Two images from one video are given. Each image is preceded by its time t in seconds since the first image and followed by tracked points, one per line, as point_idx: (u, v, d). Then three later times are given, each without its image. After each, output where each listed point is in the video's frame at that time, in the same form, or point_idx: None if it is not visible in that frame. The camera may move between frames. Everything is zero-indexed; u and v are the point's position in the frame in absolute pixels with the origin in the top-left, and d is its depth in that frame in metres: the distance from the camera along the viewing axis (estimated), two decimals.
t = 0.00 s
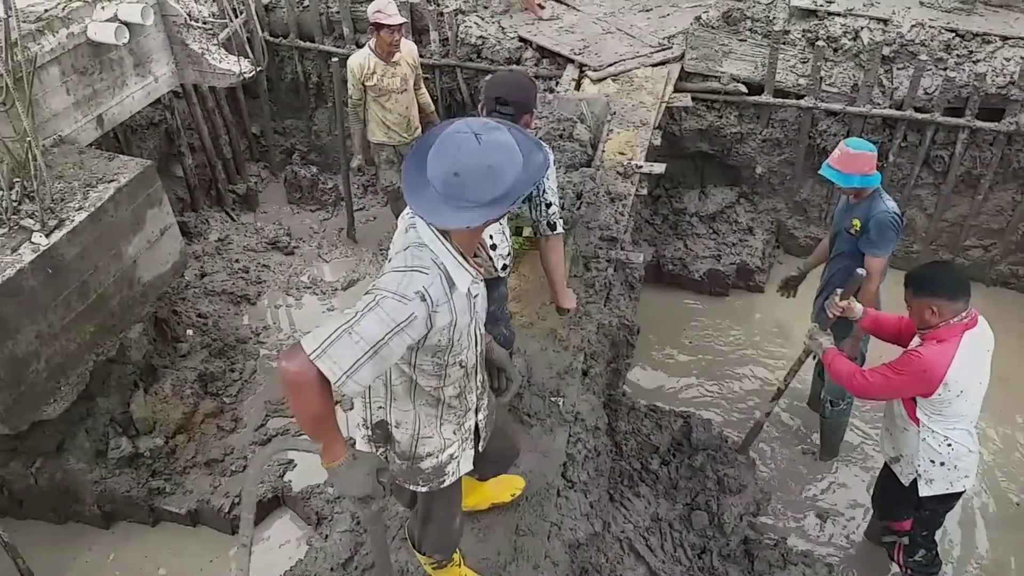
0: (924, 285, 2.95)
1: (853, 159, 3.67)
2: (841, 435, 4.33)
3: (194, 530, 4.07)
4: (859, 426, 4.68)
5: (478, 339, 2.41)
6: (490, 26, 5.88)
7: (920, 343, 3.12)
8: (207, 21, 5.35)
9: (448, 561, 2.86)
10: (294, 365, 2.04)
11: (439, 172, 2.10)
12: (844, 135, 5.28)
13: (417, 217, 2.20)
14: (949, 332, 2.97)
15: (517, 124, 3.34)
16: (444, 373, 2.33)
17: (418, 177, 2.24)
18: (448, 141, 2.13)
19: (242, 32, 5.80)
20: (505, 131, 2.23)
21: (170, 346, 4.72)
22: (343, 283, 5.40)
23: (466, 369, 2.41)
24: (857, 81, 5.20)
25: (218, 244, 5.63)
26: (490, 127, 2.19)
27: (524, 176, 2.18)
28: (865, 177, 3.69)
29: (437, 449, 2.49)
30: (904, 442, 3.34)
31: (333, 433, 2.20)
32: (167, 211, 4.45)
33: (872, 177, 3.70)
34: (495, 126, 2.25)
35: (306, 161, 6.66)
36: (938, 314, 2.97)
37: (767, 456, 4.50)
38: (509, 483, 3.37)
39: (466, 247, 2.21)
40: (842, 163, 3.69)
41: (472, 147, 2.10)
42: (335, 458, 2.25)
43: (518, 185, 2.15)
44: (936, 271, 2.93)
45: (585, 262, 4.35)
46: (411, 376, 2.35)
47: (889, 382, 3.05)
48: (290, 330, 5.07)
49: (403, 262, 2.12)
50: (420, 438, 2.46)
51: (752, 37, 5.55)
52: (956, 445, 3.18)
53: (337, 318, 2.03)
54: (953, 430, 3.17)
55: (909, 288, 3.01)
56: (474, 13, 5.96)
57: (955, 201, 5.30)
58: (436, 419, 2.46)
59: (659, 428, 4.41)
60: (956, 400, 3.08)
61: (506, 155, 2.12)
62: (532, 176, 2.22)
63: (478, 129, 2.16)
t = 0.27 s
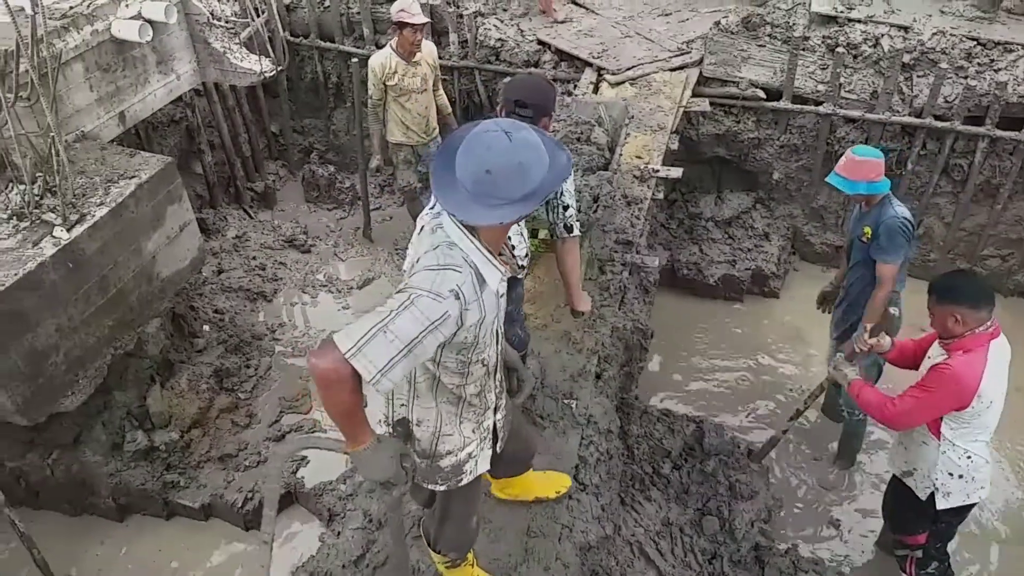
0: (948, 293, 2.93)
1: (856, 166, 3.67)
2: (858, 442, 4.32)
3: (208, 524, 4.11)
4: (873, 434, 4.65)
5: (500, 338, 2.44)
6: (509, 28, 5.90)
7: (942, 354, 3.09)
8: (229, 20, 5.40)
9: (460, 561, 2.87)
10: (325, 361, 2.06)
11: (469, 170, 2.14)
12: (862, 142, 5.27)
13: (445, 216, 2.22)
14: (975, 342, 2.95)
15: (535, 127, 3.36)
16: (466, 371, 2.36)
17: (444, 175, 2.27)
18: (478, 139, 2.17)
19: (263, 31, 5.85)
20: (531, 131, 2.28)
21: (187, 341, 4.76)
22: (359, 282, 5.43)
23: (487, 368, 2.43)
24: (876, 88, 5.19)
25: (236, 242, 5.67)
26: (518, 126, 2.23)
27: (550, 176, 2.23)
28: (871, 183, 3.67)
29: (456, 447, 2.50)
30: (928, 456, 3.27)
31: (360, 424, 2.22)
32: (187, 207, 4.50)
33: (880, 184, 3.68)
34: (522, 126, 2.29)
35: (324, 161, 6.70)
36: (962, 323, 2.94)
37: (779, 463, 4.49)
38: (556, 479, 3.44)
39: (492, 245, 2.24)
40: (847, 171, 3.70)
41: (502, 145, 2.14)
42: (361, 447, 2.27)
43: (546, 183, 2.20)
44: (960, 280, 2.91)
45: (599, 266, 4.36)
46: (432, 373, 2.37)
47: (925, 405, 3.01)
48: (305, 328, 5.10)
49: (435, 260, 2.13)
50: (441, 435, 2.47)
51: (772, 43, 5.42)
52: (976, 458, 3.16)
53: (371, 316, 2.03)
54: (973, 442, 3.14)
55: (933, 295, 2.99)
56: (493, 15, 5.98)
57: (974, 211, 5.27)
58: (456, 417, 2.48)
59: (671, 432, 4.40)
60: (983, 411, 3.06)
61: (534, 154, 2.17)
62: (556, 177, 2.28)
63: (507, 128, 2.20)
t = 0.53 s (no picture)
0: (975, 305, 2.83)
1: (874, 178, 3.61)
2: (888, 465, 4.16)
3: (226, 517, 4.10)
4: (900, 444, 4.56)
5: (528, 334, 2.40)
6: (536, 25, 5.85)
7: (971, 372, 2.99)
8: (255, 13, 5.39)
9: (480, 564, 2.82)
10: (360, 352, 2.00)
11: (508, 161, 2.10)
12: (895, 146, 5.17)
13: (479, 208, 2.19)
14: (1006, 358, 2.85)
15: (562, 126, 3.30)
16: (494, 366, 2.32)
17: (480, 166, 2.24)
18: (517, 130, 2.13)
19: (290, 24, 5.83)
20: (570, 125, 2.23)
21: (207, 334, 4.76)
22: (380, 278, 5.41)
23: (513, 364, 2.39)
24: (910, 91, 5.08)
25: (258, 235, 5.67)
26: (557, 120, 2.19)
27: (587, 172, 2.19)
28: (890, 196, 3.58)
29: (483, 443, 2.46)
30: (960, 477, 3.15)
31: (397, 416, 2.13)
32: (210, 200, 4.49)
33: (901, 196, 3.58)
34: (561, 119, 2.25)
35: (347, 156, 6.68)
36: (988, 336, 2.84)
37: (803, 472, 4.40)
38: (577, 482, 3.38)
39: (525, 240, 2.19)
40: (865, 183, 3.63)
41: (542, 139, 2.10)
42: (398, 437, 2.17)
43: (584, 178, 2.17)
44: (988, 291, 2.81)
45: (624, 267, 4.31)
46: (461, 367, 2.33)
47: (965, 430, 2.90)
48: (326, 324, 5.08)
49: (469, 251, 2.09)
50: (467, 432, 2.43)
51: (804, 43, 5.38)
52: (1010, 474, 3.08)
53: (406, 306, 1.98)
54: (1005, 458, 3.06)
55: (958, 307, 2.90)
56: (520, 12, 5.92)
57: (1008, 218, 5.14)
58: (483, 413, 2.44)
59: (694, 437, 4.33)
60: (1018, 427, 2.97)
61: (573, 150, 2.13)
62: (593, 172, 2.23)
63: (547, 122, 2.16)
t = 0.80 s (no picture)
0: (1009, 311, 2.80)
1: (872, 211, 3.47)
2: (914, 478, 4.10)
3: (253, 505, 4.18)
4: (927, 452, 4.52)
5: (558, 328, 2.44)
6: (568, 25, 5.87)
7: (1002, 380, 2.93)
8: (291, 10, 5.48)
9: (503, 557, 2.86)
10: (395, 340, 2.03)
11: (546, 156, 2.13)
12: (928, 151, 5.12)
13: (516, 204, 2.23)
14: None
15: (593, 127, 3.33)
16: (523, 358, 2.36)
17: (518, 162, 2.27)
18: (558, 128, 2.17)
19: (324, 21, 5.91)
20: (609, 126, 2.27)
21: (238, 325, 4.84)
22: (408, 273, 5.47)
23: (543, 357, 2.43)
24: (944, 95, 5.03)
25: (289, 229, 5.76)
26: (596, 120, 2.23)
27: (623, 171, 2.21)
28: (889, 228, 3.44)
29: (509, 435, 2.49)
30: (991, 485, 3.12)
31: (428, 405, 2.20)
32: (244, 193, 4.56)
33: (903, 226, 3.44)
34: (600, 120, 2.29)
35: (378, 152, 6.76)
36: (1020, 343, 2.82)
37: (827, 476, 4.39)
38: (600, 480, 3.40)
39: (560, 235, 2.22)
40: (864, 215, 3.49)
41: (580, 136, 2.15)
42: (429, 427, 2.25)
43: (619, 179, 2.19)
44: None
45: (651, 267, 4.34)
46: (490, 359, 2.38)
47: (996, 441, 2.83)
48: (354, 318, 5.15)
49: (504, 245, 2.13)
50: (494, 423, 2.47)
51: (837, 46, 5.31)
52: None
53: (441, 296, 2.02)
54: None
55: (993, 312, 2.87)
56: (552, 11, 5.95)
57: None
58: (511, 405, 2.48)
59: (718, 439, 4.34)
60: None
61: (610, 148, 2.17)
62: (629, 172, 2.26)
63: (584, 121, 2.20)
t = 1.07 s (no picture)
0: None
1: (844, 301, 3.40)
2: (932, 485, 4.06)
3: (266, 500, 4.20)
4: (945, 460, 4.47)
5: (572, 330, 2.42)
6: (589, 25, 5.85)
7: None
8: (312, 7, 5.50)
9: (514, 557, 2.86)
10: (410, 336, 2.04)
11: (566, 157, 2.13)
12: (951, 156, 5.05)
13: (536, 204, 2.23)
14: None
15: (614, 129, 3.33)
16: (536, 359, 2.36)
17: (540, 162, 2.28)
18: (580, 128, 2.17)
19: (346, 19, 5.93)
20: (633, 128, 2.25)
21: (255, 320, 4.87)
22: (424, 272, 5.47)
23: (557, 360, 2.42)
24: (969, 100, 4.94)
25: (307, 226, 5.79)
26: (620, 123, 2.21)
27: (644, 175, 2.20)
28: (863, 315, 3.38)
29: (520, 437, 2.50)
30: (1009, 494, 3.06)
31: (444, 406, 2.19)
32: (263, 189, 4.59)
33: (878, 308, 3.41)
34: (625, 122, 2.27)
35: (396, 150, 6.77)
36: None
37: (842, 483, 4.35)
38: (615, 481, 3.40)
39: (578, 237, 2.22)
40: (838, 302, 3.43)
41: (601, 139, 2.14)
42: (444, 425, 2.23)
43: (639, 183, 2.18)
44: None
45: (668, 269, 4.31)
46: (502, 360, 2.38)
47: None
48: (370, 315, 5.16)
49: (520, 244, 2.14)
50: (506, 424, 2.48)
51: (861, 49, 5.23)
52: None
53: (457, 295, 2.03)
54: None
55: None
56: (572, 11, 5.93)
57: None
58: (523, 407, 2.48)
59: (733, 443, 4.31)
60: None
61: (631, 153, 2.15)
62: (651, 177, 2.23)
63: (607, 123, 2.19)
